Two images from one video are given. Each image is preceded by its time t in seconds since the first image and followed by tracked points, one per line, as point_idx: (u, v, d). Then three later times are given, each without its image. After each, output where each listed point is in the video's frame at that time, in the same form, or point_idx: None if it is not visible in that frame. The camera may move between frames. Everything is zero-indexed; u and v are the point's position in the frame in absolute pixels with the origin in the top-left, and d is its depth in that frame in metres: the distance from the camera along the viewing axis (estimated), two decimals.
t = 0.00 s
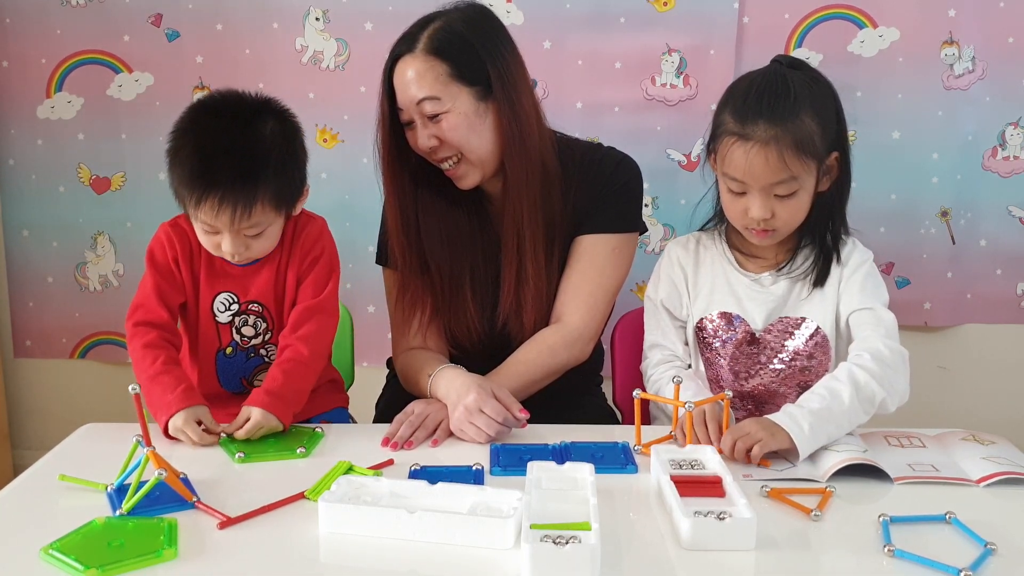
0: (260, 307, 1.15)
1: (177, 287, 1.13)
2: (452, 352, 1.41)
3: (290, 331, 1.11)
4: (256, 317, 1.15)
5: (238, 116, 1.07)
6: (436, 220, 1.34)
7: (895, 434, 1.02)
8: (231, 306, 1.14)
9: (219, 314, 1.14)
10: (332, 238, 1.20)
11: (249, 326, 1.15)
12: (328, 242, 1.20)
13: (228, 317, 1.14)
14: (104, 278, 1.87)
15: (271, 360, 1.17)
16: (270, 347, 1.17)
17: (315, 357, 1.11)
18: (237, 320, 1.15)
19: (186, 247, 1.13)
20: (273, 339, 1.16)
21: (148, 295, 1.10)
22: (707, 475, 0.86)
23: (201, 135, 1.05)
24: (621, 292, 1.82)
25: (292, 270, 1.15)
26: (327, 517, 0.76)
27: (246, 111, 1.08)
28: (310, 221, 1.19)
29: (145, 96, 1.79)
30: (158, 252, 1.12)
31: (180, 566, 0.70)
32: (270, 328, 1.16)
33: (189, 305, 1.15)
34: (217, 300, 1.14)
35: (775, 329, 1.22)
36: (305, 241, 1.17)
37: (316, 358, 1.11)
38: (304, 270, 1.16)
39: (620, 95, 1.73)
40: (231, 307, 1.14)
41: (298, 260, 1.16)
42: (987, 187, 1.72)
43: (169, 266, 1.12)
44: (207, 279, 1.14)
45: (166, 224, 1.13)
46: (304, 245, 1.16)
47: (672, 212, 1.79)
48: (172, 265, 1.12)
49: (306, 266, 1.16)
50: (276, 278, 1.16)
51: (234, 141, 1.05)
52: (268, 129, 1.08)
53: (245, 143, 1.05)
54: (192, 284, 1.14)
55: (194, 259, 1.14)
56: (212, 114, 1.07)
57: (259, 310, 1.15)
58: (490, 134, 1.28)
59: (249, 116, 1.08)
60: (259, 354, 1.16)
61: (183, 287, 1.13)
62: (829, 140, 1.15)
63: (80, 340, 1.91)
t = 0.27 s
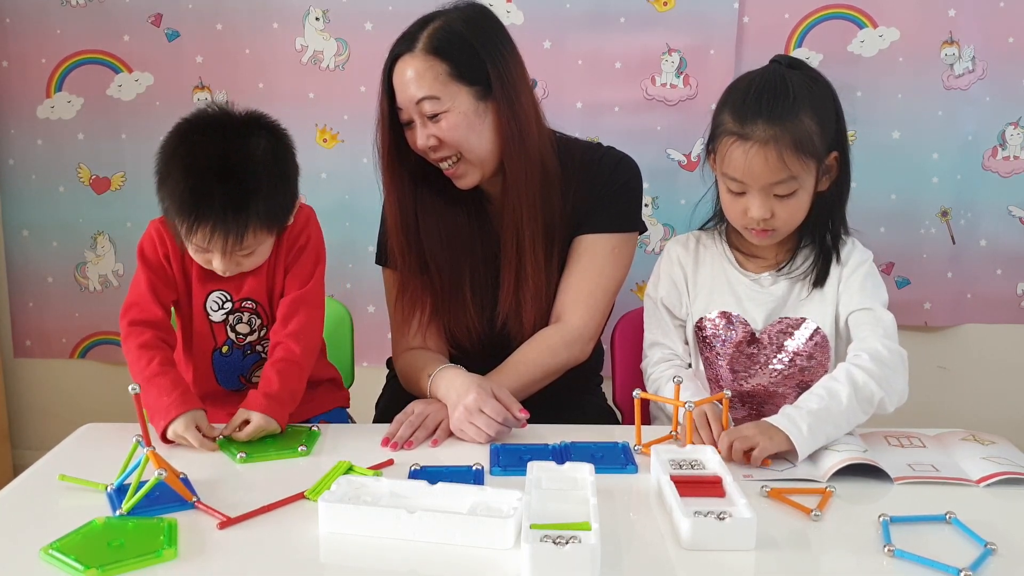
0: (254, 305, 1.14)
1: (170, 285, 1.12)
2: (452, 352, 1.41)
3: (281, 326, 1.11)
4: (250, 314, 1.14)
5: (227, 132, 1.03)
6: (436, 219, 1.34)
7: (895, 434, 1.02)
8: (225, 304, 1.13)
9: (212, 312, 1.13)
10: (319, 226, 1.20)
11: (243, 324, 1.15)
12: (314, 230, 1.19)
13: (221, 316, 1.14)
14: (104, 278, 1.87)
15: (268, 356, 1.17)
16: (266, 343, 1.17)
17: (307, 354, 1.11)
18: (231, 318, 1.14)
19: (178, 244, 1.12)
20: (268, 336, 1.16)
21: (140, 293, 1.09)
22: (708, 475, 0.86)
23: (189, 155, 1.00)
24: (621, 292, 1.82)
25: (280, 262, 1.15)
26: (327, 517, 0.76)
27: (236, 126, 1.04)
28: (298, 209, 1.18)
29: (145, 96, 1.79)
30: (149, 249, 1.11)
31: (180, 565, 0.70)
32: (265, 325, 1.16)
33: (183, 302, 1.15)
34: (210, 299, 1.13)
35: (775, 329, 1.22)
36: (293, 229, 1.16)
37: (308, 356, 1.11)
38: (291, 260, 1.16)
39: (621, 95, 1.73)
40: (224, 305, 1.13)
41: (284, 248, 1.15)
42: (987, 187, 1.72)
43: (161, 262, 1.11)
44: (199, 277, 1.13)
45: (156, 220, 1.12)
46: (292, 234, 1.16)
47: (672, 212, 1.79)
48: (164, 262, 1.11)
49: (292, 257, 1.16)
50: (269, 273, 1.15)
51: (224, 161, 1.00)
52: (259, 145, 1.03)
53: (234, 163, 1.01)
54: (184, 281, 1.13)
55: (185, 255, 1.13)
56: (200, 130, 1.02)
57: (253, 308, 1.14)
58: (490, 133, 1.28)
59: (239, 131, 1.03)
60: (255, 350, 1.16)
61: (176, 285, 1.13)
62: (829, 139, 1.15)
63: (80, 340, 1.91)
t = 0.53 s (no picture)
0: (248, 301, 1.15)
1: (166, 280, 1.12)
2: (451, 352, 1.41)
3: (276, 325, 1.11)
4: (244, 310, 1.15)
5: (213, 131, 1.03)
6: (436, 219, 1.34)
7: (896, 434, 1.02)
8: (219, 301, 1.14)
9: (207, 309, 1.13)
10: (309, 221, 1.20)
11: (237, 320, 1.15)
12: (304, 223, 1.19)
13: (215, 312, 1.14)
14: (104, 278, 1.87)
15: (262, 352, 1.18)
16: (260, 339, 1.17)
17: (304, 351, 1.12)
18: (225, 314, 1.15)
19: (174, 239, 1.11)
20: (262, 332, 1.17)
21: (138, 289, 1.08)
22: (707, 475, 0.86)
23: (177, 156, 1.00)
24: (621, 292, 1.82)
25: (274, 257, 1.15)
26: (327, 517, 0.76)
27: (222, 125, 1.04)
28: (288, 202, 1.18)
29: (145, 96, 1.79)
30: (144, 244, 1.10)
31: (180, 566, 0.70)
32: (259, 321, 1.17)
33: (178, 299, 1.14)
34: (204, 296, 1.13)
35: (775, 329, 1.22)
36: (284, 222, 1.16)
37: (305, 354, 1.11)
38: (283, 256, 1.16)
39: (621, 95, 1.73)
40: (218, 302, 1.14)
41: (277, 243, 1.15)
42: (987, 187, 1.72)
43: (156, 256, 1.11)
44: (194, 273, 1.12)
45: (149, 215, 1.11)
46: (283, 226, 1.16)
47: (672, 212, 1.79)
48: (160, 257, 1.11)
49: (285, 252, 1.16)
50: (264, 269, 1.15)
51: (212, 162, 1.00)
52: (245, 145, 1.03)
53: (223, 163, 1.01)
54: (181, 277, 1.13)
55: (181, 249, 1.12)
56: (185, 132, 1.02)
57: (247, 304, 1.15)
58: (490, 133, 1.28)
59: (225, 131, 1.03)
60: (249, 347, 1.17)
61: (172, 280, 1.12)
62: (828, 138, 1.15)
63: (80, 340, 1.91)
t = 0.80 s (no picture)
0: (250, 301, 1.15)
1: (166, 280, 1.11)
2: (451, 352, 1.41)
3: (278, 324, 1.11)
4: (245, 310, 1.15)
5: (217, 131, 1.02)
6: (435, 219, 1.34)
7: (907, 434, 1.02)
8: (220, 300, 1.13)
9: (208, 308, 1.13)
10: (310, 220, 1.21)
11: (238, 320, 1.15)
12: (305, 222, 1.20)
13: (216, 312, 1.13)
14: (104, 278, 1.87)
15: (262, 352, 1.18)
16: (260, 339, 1.17)
17: (305, 351, 1.12)
18: (226, 314, 1.14)
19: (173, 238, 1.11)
20: (263, 331, 1.17)
21: (137, 289, 1.08)
22: (707, 475, 0.86)
23: (179, 156, 0.99)
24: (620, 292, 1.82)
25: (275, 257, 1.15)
26: (327, 517, 0.76)
27: (224, 123, 1.03)
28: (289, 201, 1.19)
29: (145, 96, 1.79)
30: (144, 242, 1.10)
31: (180, 566, 0.70)
32: (259, 320, 1.16)
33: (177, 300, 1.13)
34: (205, 295, 1.13)
35: (775, 329, 1.22)
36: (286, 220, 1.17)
37: (305, 354, 1.11)
38: (285, 257, 1.16)
39: (620, 95, 1.73)
40: (219, 301, 1.13)
41: (279, 243, 1.15)
42: (987, 187, 1.72)
43: (155, 255, 1.10)
44: (193, 272, 1.12)
45: (150, 211, 1.11)
46: (285, 225, 1.16)
47: (672, 212, 1.79)
48: (159, 256, 1.10)
49: (286, 252, 1.16)
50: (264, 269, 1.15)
51: (215, 162, 1.00)
52: (248, 143, 1.03)
53: (227, 162, 1.00)
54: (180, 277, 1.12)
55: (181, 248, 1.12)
56: (190, 131, 1.01)
57: (249, 304, 1.14)
58: (490, 133, 1.28)
59: (227, 129, 1.03)
60: (249, 346, 1.17)
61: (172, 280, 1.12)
62: (830, 137, 1.15)
63: (80, 340, 1.91)
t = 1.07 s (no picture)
0: (254, 303, 1.15)
1: (172, 282, 1.12)
2: (450, 352, 1.41)
3: (279, 326, 1.12)
4: (249, 313, 1.15)
5: (223, 141, 1.02)
6: (436, 219, 1.34)
7: (907, 434, 1.02)
8: (224, 303, 1.13)
9: (212, 311, 1.13)
10: (315, 225, 1.21)
11: (242, 323, 1.15)
12: (310, 228, 1.20)
13: (220, 314, 1.13)
14: (104, 278, 1.87)
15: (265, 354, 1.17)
16: (264, 342, 1.17)
17: (306, 353, 1.12)
18: (230, 316, 1.14)
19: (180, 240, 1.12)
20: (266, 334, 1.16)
21: (142, 290, 1.09)
22: (707, 475, 0.86)
23: (185, 168, 1.00)
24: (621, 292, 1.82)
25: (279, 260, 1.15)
26: (327, 517, 0.76)
27: (230, 133, 1.03)
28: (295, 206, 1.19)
29: (145, 96, 1.79)
30: (151, 244, 1.11)
31: (180, 566, 0.70)
32: (263, 323, 1.16)
33: (183, 302, 1.14)
34: (210, 298, 1.13)
35: (775, 327, 1.23)
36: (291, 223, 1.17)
37: (306, 356, 1.11)
38: (289, 260, 1.16)
39: (620, 95, 1.73)
40: (224, 304, 1.13)
41: (284, 247, 1.16)
42: (987, 187, 1.72)
43: (162, 257, 1.11)
44: (199, 276, 1.12)
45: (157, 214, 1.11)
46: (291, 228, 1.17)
47: (672, 212, 1.79)
48: (165, 257, 1.11)
49: (290, 257, 1.17)
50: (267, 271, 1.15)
51: (220, 170, 1.00)
52: (255, 152, 1.03)
53: (232, 173, 1.00)
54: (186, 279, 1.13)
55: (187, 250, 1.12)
56: (195, 141, 1.01)
57: (253, 307, 1.15)
58: (490, 132, 1.28)
59: (232, 139, 1.02)
60: (252, 349, 1.16)
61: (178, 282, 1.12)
62: (829, 136, 1.15)
63: (80, 340, 1.91)
